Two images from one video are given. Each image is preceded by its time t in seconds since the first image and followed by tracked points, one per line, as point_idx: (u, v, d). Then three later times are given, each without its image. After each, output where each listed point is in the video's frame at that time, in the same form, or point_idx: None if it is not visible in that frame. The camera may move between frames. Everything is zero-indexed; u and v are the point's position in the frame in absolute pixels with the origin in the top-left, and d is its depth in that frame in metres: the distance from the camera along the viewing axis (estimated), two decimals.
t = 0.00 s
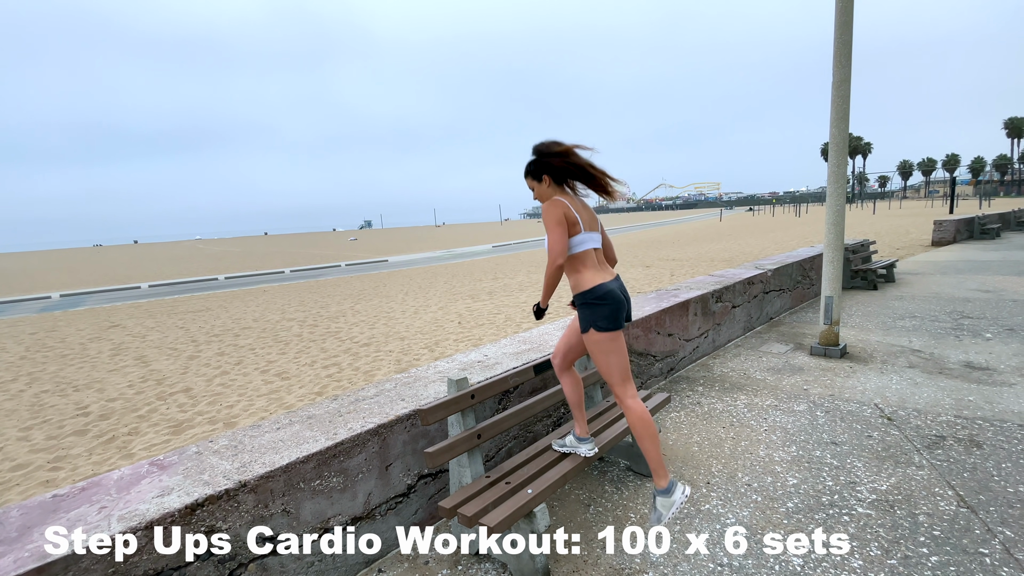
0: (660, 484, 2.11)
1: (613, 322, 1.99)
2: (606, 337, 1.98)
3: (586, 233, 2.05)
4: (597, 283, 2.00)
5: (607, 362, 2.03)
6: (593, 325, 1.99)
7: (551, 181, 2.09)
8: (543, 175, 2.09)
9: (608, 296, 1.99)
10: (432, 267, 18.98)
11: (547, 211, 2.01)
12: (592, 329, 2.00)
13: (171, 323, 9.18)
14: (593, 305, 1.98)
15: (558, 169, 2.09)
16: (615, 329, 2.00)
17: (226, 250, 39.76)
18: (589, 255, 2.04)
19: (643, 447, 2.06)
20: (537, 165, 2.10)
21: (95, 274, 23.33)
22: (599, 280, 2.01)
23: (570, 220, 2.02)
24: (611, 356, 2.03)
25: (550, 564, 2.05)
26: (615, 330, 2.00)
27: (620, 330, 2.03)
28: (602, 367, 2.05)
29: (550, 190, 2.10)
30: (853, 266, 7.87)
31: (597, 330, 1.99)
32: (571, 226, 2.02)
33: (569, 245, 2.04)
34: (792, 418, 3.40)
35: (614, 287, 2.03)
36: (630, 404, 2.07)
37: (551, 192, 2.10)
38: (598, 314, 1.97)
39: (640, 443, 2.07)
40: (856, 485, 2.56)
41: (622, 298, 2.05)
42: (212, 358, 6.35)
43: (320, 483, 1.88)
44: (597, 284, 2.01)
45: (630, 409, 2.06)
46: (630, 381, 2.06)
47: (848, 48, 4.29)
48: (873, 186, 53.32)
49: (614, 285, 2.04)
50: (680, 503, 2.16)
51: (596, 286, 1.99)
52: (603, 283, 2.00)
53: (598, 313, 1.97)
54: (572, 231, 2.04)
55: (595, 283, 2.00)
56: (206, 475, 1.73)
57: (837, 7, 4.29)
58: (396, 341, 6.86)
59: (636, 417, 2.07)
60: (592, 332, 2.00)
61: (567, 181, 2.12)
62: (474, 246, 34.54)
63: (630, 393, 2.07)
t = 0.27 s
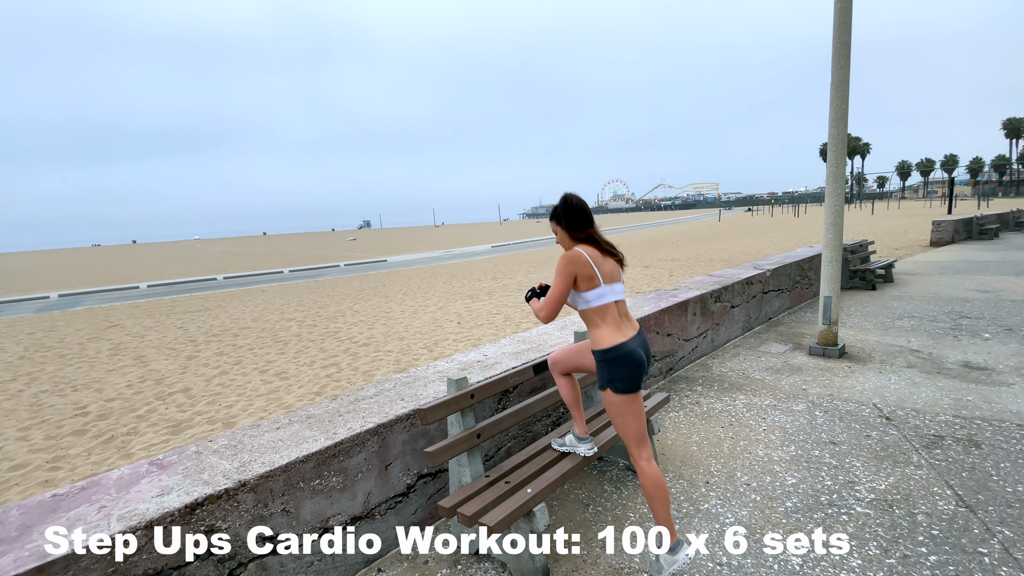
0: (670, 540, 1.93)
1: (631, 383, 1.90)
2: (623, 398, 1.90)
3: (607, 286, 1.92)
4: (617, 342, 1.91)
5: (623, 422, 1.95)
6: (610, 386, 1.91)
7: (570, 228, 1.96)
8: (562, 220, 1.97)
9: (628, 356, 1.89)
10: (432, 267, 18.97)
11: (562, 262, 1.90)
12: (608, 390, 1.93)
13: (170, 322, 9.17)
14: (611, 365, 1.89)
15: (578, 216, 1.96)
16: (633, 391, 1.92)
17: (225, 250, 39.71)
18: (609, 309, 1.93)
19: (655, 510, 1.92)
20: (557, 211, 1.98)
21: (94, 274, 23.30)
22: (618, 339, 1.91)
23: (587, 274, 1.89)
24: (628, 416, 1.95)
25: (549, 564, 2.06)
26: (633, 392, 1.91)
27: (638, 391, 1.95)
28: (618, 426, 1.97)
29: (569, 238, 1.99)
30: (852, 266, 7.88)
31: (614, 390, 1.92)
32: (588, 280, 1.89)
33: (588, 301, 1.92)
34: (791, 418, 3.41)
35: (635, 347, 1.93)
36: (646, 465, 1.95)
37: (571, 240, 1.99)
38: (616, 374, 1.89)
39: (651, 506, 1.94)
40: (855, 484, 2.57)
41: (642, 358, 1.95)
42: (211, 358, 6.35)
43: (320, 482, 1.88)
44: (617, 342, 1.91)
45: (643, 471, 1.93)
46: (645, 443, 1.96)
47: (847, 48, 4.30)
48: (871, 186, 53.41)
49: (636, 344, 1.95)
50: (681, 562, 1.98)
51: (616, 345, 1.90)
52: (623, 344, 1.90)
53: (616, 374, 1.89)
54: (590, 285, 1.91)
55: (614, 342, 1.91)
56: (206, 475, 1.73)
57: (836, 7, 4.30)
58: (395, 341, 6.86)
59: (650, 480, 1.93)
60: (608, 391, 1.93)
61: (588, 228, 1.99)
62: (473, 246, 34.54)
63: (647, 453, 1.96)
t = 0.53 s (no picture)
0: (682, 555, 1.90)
1: (644, 409, 1.91)
2: (635, 423, 1.91)
3: (627, 308, 1.93)
4: (634, 367, 1.91)
5: (633, 447, 1.95)
6: (623, 409, 1.92)
7: (594, 246, 2.01)
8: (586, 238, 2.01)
9: (644, 383, 1.90)
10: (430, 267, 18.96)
11: (581, 281, 1.90)
12: (621, 412, 1.93)
13: (167, 323, 9.15)
14: (626, 390, 1.89)
15: (602, 236, 2.01)
16: (645, 416, 1.93)
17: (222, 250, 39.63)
18: (627, 332, 1.94)
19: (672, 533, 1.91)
20: (581, 228, 2.02)
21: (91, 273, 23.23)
22: (635, 364, 1.92)
23: (608, 294, 1.91)
24: (640, 440, 1.93)
25: (547, 564, 2.06)
26: (645, 417, 1.92)
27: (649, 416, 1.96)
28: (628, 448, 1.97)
29: (591, 255, 2.03)
30: (850, 266, 7.91)
31: (626, 415, 1.92)
32: (608, 299, 1.91)
33: (606, 321, 1.93)
34: (789, 417, 3.42)
35: (651, 373, 1.93)
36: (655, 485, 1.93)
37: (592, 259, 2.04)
38: (631, 400, 1.89)
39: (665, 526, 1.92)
40: (852, 484, 2.58)
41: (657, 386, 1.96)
42: (209, 358, 6.34)
43: (318, 483, 1.89)
44: (634, 367, 1.91)
45: (654, 490, 1.92)
46: (654, 463, 1.95)
47: (845, 50, 4.31)
48: (869, 187, 53.54)
49: (651, 369, 1.96)
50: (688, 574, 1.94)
51: (633, 370, 1.90)
52: (641, 369, 1.90)
53: (630, 399, 1.89)
54: (610, 306, 1.92)
55: (631, 366, 1.91)
56: (204, 475, 1.73)
57: (833, 9, 4.32)
58: (394, 341, 6.86)
59: (660, 501, 1.92)
60: (620, 415, 1.93)
61: (611, 248, 2.01)
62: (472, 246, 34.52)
63: (656, 475, 1.95)
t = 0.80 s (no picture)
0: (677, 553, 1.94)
1: (633, 415, 1.90)
2: (621, 429, 1.90)
3: (609, 316, 1.93)
4: (624, 374, 1.90)
5: (617, 451, 1.95)
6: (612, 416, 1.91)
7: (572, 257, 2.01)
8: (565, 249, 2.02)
9: (635, 390, 1.88)
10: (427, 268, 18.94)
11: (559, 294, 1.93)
12: (610, 418, 1.92)
13: (163, 324, 9.11)
14: (616, 399, 1.88)
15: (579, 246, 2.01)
16: (633, 421, 1.92)
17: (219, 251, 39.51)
18: (614, 339, 1.94)
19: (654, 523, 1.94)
20: (560, 240, 2.03)
21: (86, 275, 23.09)
22: (625, 372, 1.90)
23: (587, 304, 1.91)
24: (622, 442, 1.94)
25: (546, 564, 2.06)
26: (633, 423, 1.91)
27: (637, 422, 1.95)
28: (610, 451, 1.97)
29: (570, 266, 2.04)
30: (846, 267, 7.95)
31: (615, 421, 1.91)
32: (590, 310, 1.91)
33: (591, 331, 1.93)
34: (785, 417, 3.43)
35: (642, 381, 1.92)
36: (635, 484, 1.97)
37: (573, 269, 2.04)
38: (620, 408, 1.88)
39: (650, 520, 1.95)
40: (849, 484, 2.59)
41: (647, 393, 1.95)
42: (205, 359, 6.31)
43: (316, 484, 1.88)
44: (624, 376, 1.90)
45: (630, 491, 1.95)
46: (633, 466, 1.96)
47: (840, 52, 4.33)
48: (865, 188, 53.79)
49: (642, 376, 1.94)
50: None
51: (623, 378, 1.89)
52: (631, 377, 1.89)
53: (620, 406, 1.88)
54: (592, 315, 1.92)
55: (621, 375, 1.89)
56: (201, 477, 1.73)
57: (829, 11, 4.34)
58: (391, 342, 6.86)
59: (640, 499, 1.95)
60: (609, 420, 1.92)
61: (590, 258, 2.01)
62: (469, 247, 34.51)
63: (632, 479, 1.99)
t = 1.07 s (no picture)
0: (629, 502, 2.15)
1: (612, 345, 1.97)
2: (603, 362, 1.98)
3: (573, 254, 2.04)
4: (592, 305, 1.98)
5: (602, 389, 2.03)
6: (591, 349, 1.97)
7: (541, 206, 2.07)
8: (534, 199, 2.06)
9: (605, 318, 1.97)
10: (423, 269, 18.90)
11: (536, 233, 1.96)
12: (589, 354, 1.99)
13: (157, 326, 9.05)
14: (588, 328, 1.96)
15: (547, 195, 2.07)
16: (613, 354, 2.00)
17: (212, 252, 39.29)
18: (580, 275, 2.04)
19: (623, 471, 2.09)
20: (528, 191, 2.07)
21: (78, 277, 22.91)
22: (593, 302, 1.99)
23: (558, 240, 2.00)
24: (606, 382, 2.02)
25: (548, 565, 2.06)
26: (614, 355, 1.99)
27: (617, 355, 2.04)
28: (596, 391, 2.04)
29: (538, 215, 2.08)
30: (840, 267, 8.00)
31: (594, 355, 1.98)
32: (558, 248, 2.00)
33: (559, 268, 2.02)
34: (783, 417, 3.44)
35: (612, 308, 2.01)
36: (617, 429, 2.08)
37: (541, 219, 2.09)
38: (594, 338, 1.95)
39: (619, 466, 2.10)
40: (847, 483, 2.60)
41: (619, 319, 2.03)
42: (200, 362, 6.27)
43: (316, 486, 1.87)
44: (591, 306, 1.98)
45: (617, 434, 2.06)
46: (622, 406, 2.06)
47: (835, 54, 4.36)
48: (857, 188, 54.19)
49: (610, 304, 2.03)
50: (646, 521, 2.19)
51: (591, 308, 1.97)
52: (599, 305, 1.98)
53: (595, 337, 1.95)
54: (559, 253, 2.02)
55: (590, 304, 1.98)
56: (201, 480, 1.71)
57: (823, 13, 4.37)
58: (388, 343, 6.83)
59: (622, 443, 2.07)
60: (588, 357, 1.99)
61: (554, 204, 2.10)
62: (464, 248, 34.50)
63: (619, 418, 2.08)
